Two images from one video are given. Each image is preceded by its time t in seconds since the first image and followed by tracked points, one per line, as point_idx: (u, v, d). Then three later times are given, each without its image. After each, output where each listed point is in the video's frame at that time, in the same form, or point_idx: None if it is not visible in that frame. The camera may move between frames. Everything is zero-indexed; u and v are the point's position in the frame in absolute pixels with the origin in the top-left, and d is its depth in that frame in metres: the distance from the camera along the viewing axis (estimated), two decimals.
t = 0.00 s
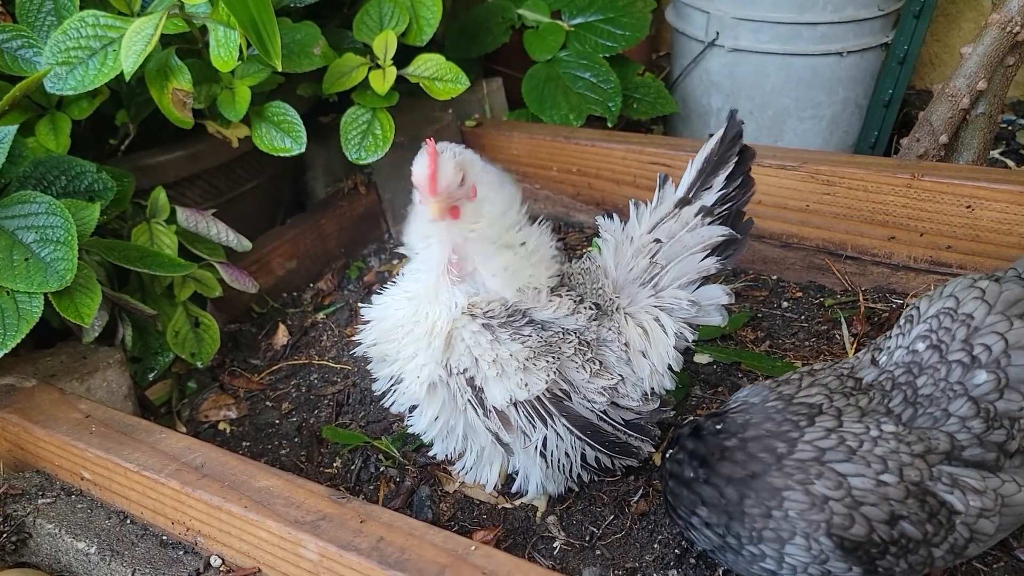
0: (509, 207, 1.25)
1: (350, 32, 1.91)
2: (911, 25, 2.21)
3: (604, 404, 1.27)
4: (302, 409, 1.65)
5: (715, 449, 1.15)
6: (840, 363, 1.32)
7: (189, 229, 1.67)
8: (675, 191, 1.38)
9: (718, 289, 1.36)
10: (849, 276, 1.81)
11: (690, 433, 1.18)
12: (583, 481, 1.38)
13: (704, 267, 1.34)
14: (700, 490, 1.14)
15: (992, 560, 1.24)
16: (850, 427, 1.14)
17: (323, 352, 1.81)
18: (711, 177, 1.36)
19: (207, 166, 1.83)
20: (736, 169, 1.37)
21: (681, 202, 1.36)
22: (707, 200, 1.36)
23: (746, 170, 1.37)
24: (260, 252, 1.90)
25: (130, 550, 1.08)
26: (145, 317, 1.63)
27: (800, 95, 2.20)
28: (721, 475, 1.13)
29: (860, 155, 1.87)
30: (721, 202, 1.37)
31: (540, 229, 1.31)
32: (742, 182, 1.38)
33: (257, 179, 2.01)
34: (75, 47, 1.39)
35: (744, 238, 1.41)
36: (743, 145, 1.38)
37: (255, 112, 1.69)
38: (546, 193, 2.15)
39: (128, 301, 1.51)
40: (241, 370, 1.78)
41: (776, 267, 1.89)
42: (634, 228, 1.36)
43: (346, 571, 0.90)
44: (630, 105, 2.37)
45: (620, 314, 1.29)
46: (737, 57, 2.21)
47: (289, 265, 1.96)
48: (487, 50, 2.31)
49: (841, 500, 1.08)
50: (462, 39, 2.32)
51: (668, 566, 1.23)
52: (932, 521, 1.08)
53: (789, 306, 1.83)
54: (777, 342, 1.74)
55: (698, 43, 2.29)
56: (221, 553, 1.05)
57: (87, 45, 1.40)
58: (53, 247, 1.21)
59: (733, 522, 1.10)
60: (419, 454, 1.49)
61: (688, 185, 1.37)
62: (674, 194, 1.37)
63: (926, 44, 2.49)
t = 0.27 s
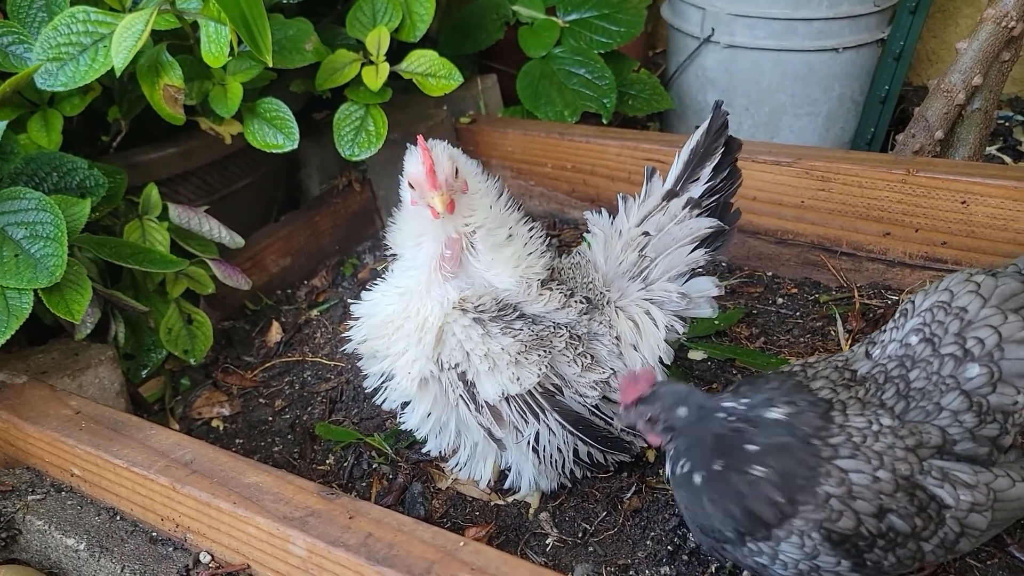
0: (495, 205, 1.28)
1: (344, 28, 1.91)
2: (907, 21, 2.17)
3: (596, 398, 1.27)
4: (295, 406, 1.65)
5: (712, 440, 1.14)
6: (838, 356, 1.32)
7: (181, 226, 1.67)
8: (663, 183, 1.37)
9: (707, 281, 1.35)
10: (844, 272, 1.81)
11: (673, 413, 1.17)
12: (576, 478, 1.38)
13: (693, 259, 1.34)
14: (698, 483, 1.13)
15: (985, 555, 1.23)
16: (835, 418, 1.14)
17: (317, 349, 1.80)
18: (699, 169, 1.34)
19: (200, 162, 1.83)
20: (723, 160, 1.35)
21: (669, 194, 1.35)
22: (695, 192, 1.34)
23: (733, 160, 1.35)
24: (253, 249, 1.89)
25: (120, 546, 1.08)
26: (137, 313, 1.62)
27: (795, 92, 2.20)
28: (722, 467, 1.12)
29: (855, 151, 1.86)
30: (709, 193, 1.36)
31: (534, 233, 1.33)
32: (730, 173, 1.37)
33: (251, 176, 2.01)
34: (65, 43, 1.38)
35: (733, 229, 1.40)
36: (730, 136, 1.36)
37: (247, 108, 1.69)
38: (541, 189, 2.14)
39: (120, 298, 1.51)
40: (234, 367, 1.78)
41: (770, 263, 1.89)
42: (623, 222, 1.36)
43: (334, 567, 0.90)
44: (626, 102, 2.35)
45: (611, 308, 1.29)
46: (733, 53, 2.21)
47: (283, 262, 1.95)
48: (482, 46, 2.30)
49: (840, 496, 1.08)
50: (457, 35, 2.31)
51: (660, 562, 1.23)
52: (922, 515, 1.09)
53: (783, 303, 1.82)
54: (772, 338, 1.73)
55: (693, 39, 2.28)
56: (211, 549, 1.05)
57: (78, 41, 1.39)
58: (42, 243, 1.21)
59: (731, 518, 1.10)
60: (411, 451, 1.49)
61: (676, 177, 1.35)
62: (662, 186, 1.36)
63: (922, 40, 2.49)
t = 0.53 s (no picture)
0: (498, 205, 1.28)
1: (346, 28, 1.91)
2: (910, 21, 2.17)
3: (599, 396, 1.27)
4: (297, 405, 1.65)
5: (737, 415, 1.14)
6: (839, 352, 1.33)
7: (183, 225, 1.67)
8: (662, 181, 1.38)
9: (708, 278, 1.35)
10: (847, 272, 1.81)
11: (699, 395, 1.17)
12: (578, 476, 1.37)
13: (693, 257, 1.34)
14: (722, 460, 1.14)
15: (989, 555, 1.23)
16: (837, 410, 1.14)
17: (319, 349, 1.80)
18: (698, 167, 1.34)
19: (203, 162, 1.83)
20: (723, 157, 1.35)
21: (669, 191, 1.35)
22: (694, 189, 1.35)
23: (733, 158, 1.36)
24: (256, 249, 1.90)
25: (122, 545, 1.08)
26: (140, 313, 1.63)
27: (798, 92, 2.19)
28: (750, 442, 1.13)
29: (858, 150, 1.86)
30: (708, 190, 1.36)
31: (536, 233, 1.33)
32: (729, 169, 1.37)
33: (254, 175, 2.01)
34: (68, 43, 1.38)
35: (733, 224, 1.41)
36: (729, 133, 1.37)
37: (249, 108, 1.69)
38: (544, 189, 2.14)
39: (123, 298, 1.51)
40: (237, 367, 1.78)
41: (773, 263, 1.89)
42: (624, 220, 1.37)
43: (336, 566, 0.90)
44: (629, 101, 2.35)
45: (613, 306, 1.30)
46: (736, 53, 2.20)
47: (286, 262, 1.96)
48: (484, 46, 2.30)
49: (853, 483, 1.08)
50: (459, 36, 2.31)
51: (663, 562, 1.23)
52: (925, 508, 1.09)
53: (786, 303, 1.82)
54: (774, 338, 1.73)
55: (696, 39, 2.28)
56: (214, 548, 1.05)
57: (81, 41, 1.39)
58: (45, 242, 1.21)
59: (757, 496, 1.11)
60: (414, 450, 1.49)
61: (675, 174, 1.36)
62: (662, 183, 1.36)
63: (926, 40, 2.48)
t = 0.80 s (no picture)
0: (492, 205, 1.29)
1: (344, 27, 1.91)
2: (909, 19, 2.16)
3: (594, 394, 1.25)
4: (294, 405, 1.65)
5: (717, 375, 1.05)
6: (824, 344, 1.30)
7: (180, 225, 1.67)
8: (654, 177, 1.38)
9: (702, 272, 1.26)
10: (845, 271, 1.80)
11: (676, 332, 1.07)
12: (574, 475, 1.38)
13: (687, 251, 1.31)
14: (684, 415, 1.06)
15: (985, 554, 1.23)
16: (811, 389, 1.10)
17: (316, 349, 1.80)
18: (688, 162, 1.35)
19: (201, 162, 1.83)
20: (713, 152, 1.35)
21: (660, 187, 1.35)
22: (685, 184, 1.34)
23: (723, 152, 1.35)
24: (253, 249, 1.90)
25: (117, 544, 1.08)
26: (137, 313, 1.63)
27: (797, 91, 2.19)
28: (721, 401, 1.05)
29: (856, 150, 1.86)
30: (699, 185, 1.36)
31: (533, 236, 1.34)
32: (720, 164, 1.37)
33: (252, 175, 2.01)
34: (64, 42, 1.38)
35: (726, 220, 1.39)
36: (718, 127, 1.36)
37: (246, 108, 1.69)
38: (542, 189, 2.13)
39: (120, 298, 1.51)
40: (234, 367, 1.78)
41: (771, 262, 1.88)
42: (616, 217, 1.36)
43: (330, 565, 0.90)
44: (627, 101, 2.35)
45: (608, 303, 1.29)
46: (734, 52, 2.20)
47: (284, 262, 1.95)
48: (482, 46, 2.30)
49: (803, 459, 1.03)
50: (457, 35, 2.31)
51: (659, 561, 1.22)
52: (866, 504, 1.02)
53: (784, 302, 1.82)
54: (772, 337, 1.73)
55: (694, 38, 2.28)
56: (208, 547, 1.05)
57: (77, 40, 1.39)
58: (40, 241, 1.21)
59: (702, 450, 1.04)
60: (410, 450, 1.49)
61: (665, 170, 1.36)
62: (654, 179, 1.37)
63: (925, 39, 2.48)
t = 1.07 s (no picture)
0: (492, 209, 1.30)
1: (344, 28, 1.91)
2: (909, 19, 2.17)
3: (596, 391, 1.25)
4: (295, 406, 1.65)
5: (696, 372, 1.01)
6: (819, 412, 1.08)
7: (180, 226, 1.67)
8: (651, 174, 1.38)
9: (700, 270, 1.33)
10: (845, 271, 1.80)
11: (670, 326, 1.05)
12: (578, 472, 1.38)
13: (685, 248, 1.32)
14: (637, 395, 1.03)
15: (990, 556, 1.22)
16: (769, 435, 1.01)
17: (317, 350, 1.80)
18: (686, 158, 1.34)
19: (201, 163, 1.83)
20: (710, 148, 1.35)
21: (658, 183, 1.35)
22: (683, 180, 1.34)
23: (720, 148, 1.35)
24: (254, 250, 1.89)
25: (116, 546, 1.08)
26: (137, 314, 1.63)
27: (798, 92, 2.19)
28: (681, 387, 1.01)
29: (856, 150, 1.85)
30: (697, 181, 1.35)
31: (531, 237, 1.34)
32: (717, 160, 1.37)
33: (252, 176, 2.01)
34: (63, 44, 1.38)
35: (723, 214, 1.40)
36: (715, 124, 1.37)
37: (246, 109, 1.69)
38: (542, 189, 2.13)
39: (119, 299, 1.51)
40: (234, 368, 1.78)
41: (772, 263, 1.88)
42: (614, 214, 1.36)
43: (329, 567, 0.90)
44: (628, 101, 2.34)
45: (608, 299, 1.29)
46: (735, 53, 2.20)
47: (284, 263, 1.95)
48: (482, 46, 2.30)
49: (710, 509, 0.95)
50: (458, 36, 2.31)
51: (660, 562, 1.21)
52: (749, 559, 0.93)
53: (785, 302, 1.82)
54: (773, 337, 1.72)
55: (694, 38, 2.28)
56: (207, 548, 1.04)
57: (76, 42, 1.39)
58: (40, 243, 1.21)
59: (631, 426, 1.01)
60: (410, 450, 1.49)
61: (663, 166, 1.36)
62: (651, 175, 1.36)
63: (925, 39, 2.47)
